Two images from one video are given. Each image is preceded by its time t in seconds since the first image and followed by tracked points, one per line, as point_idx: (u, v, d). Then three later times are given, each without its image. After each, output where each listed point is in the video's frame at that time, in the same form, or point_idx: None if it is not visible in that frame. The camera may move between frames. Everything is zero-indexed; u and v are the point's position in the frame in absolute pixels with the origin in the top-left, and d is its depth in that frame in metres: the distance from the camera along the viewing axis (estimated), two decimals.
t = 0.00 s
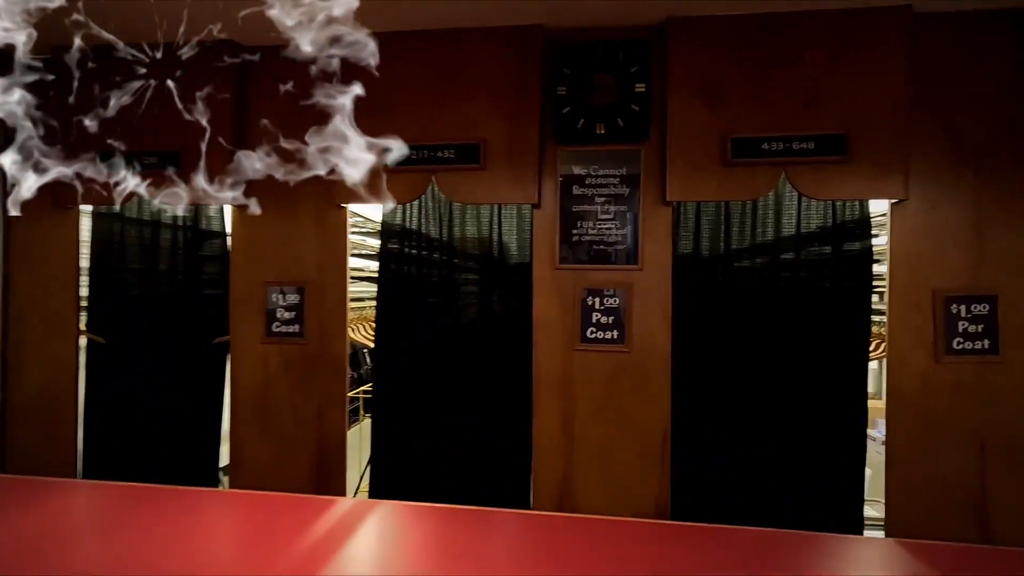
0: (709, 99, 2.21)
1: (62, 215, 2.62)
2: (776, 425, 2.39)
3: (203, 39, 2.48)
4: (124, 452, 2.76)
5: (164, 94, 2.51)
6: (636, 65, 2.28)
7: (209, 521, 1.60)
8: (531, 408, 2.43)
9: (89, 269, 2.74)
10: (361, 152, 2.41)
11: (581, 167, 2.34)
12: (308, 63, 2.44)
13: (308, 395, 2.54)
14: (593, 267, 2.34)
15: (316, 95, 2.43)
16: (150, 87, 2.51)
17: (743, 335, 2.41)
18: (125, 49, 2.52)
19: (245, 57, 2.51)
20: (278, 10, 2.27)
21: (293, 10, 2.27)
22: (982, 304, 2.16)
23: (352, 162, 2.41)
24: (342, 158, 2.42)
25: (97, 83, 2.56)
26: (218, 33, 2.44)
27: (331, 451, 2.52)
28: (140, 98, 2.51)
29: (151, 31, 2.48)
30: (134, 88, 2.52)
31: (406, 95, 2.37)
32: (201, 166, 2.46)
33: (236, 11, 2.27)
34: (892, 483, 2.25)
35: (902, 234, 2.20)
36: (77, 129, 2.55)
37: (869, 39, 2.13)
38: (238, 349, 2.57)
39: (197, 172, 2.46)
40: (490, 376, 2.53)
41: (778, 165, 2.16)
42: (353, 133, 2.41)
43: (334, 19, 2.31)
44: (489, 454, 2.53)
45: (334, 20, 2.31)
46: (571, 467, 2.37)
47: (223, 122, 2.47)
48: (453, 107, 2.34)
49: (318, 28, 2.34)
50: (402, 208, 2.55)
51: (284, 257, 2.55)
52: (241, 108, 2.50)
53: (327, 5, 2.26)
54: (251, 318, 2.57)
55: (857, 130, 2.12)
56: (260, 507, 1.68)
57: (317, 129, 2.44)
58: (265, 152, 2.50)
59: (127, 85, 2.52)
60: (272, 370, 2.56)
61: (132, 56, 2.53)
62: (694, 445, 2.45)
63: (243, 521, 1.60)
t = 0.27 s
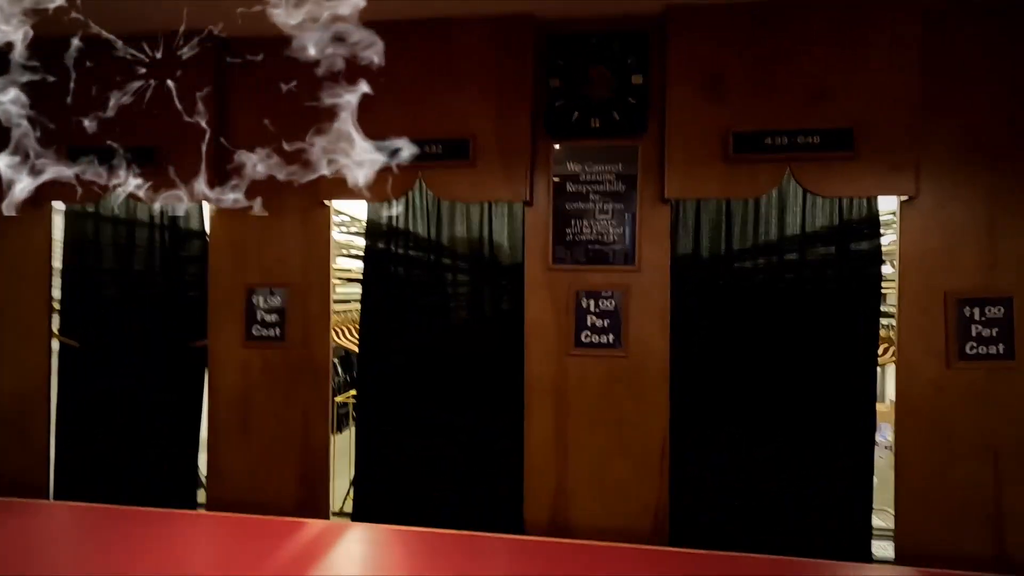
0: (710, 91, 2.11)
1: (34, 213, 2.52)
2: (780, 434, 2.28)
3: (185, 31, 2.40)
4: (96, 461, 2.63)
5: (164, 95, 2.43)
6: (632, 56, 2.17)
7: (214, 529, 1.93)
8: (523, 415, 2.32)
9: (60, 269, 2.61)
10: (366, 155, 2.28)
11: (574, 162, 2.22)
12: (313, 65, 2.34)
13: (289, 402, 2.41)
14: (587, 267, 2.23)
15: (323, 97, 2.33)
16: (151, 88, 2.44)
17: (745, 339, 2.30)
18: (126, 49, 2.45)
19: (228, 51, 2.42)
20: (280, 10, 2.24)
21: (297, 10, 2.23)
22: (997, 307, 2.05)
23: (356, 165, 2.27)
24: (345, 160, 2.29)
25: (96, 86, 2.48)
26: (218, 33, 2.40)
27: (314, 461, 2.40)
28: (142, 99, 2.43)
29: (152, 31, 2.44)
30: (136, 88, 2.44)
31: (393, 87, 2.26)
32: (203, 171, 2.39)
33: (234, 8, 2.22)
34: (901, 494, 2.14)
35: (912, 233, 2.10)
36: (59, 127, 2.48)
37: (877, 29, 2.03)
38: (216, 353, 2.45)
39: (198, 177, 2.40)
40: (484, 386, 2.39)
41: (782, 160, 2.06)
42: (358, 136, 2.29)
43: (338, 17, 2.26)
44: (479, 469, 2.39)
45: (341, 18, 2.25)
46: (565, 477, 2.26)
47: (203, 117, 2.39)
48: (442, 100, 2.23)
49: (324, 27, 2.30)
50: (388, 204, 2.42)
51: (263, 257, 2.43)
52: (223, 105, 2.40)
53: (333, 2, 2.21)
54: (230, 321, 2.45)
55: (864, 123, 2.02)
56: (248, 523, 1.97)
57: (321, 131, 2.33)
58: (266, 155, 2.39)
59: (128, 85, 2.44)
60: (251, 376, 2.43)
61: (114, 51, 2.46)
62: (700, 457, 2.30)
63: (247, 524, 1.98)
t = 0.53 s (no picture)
0: (702, 77, 2.01)
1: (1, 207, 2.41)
2: (776, 437, 2.18)
3: (157, 18, 2.30)
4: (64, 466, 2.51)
5: (165, 95, 2.30)
6: (621, 41, 2.07)
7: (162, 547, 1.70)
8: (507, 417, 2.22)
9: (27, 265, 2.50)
10: (374, 159, 2.16)
11: (560, 153, 2.13)
12: (318, 67, 2.20)
13: (264, 403, 2.31)
14: (574, 263, 2.13)
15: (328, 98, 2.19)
16: (151, 88, 2.31)
17: (740, 338, 2.20)
18: (125, 48, 2.32)
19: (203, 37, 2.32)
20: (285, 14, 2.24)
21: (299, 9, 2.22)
22: (1002, 303, 1.96)
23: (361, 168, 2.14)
24: (350, 164, 2.16)
25: (95, 86, 2.34)
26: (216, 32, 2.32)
27: (289, 466, 2.29)
28: (142, 100, 2.31)
29: (152, 30, 2.31)
30: (134, 88, 2.32)
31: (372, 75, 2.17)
32: (204, 174, 2.33)
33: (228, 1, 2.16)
34: (903, 500, 2.05)
35: (912, 226, 2.00)
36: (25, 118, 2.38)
37: (877, 12, 1.93)
38: (188, 353, 2.34)
39: (199, 181, 2.33)
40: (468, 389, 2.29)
41: (777, 150, 1.96)
42: (364, 138, 2.17)
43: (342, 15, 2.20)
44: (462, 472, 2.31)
45: (345, 17, 2.19)
46: (551, 482, 2.16)
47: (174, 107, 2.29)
48: (423, 88, 2.13)
49: (328, 26, 2.22)
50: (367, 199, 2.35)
51: (237, 253, 2.32)
52: (194, 91, 2.31)
53: (339, 1, 2.19)
54: (202, 320, 2.34)
55: (864, 111, 1.92)
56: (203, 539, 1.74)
57: (324, 131, 2.20)
58: (268, 156, 2.27)
59: (127, 85, 2.32)
60: (225, 377, 2.33)
61: (95, 44, 2.34)
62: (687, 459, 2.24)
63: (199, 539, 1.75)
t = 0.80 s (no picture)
0: (684, 77, 1.95)
1: None
2: (760, 446, 2.12)
3: (128, 12, 2.23)
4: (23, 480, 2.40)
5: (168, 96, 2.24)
6: (600, 39, 2.01)
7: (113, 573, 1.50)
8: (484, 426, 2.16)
9: None
10: (380, 162, 2.05)
11: (539, 153, 2.07)
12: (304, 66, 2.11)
13: (234, 412, 2.22)
14: (552, 267, 2.07)
15: (333, 100, 2.10)
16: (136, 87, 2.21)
17: (723, 344, 2.14)
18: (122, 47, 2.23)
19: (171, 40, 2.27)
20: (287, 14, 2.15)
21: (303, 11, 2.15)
22: (992, 309, 1.91)
23: (365, 170, 2.04)
24: (353, 165, 2.06)
25: (95, 86, 2.25)
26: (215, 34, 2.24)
27: (259, 478, 2.21)
28: (142, 100, 2.21)
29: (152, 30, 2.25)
30: (135, 88, 2.22)
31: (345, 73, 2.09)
32: (205, 177, 2.23)
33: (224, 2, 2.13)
34: (891, 512, 1.99)
35: (899, 229, 1.95)
36: None
37: (861, 11, 1.89)
38: (155, 360, 2.26)
39: (199, 184, 2.23)
40: (444, 394, 2.26)
41: (761, 151, 1.90)
42: (369, 140, 2.06)
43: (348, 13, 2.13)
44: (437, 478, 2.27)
45: (350, 16, 2.12)
46: (530, 494, 2.09)
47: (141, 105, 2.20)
48: (397, 86, 2.07)
49: (333, 26, 2.13)
50: (340, 200, 2.27)
51: (205, 256, 2.23)
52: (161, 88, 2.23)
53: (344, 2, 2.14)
54: (170, 326, 2.26)
55: (849, 111, 1.87)
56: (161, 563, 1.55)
57: (325, 131, 2.09)
58: (251, 158, 2.17)
59: (128, 85, 2.22)
60: (194, 385, 2.25)
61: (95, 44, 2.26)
62: (669, 469, 2.18)
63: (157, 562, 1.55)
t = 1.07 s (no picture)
0: (670, 74, 1.90)
1: None
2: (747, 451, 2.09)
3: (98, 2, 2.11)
4: None
5: (160, 94, 2.19)
6: (584, 35, 1.96)
7: None
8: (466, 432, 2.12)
9: None
10: (386, 163, 1.98)
11: (522, 153, 2.01)
12: (282, 62, 2.05)
13: (211, 417, 2.17)
14: (536, 270, 2.02)
15: (312, 97, 2.04)
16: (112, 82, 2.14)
17: (710, 348, 2.10)
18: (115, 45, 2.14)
19: (143, 35, 2.20)
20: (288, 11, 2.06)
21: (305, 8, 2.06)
22: (983, 313, 1.87)
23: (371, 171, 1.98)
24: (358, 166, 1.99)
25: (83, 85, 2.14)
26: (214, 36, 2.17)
27: (236, 486, 2.15)
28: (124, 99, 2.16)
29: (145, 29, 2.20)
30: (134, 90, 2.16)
31: (322, 70, 2.04)
32: (196, 178, 2.17)
33: None
34: (881, 520, 1.95)
35: (889, 231, 1.91)
36: None
37: (849, 8, 1.84)
38: (128, 365, 2.20)
39: (200, 190, 2.16)
40: (425, 398, 2.21)
41: (748, 151, 1.85)
42: (372, 139, 1.99)
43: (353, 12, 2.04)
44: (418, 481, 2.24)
45: (356, 15, 2.04)
46: (513, 502, 2.04)
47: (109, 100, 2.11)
48: (377, 83, 2.01)
49: (339, 25, 2.05)
50: (319, 200, 2.21)
51: (180, 258, 2.17)
52: (129, 81, 2.17)
53: None
54: (143, 330, 2.19)
55: (838, 110, 1.83)
56: None
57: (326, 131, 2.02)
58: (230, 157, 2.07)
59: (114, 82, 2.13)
60: (169, 391, 2.18)
61: (90, 40, 2.13)
62: (656, 475, 2.14)
63: None
